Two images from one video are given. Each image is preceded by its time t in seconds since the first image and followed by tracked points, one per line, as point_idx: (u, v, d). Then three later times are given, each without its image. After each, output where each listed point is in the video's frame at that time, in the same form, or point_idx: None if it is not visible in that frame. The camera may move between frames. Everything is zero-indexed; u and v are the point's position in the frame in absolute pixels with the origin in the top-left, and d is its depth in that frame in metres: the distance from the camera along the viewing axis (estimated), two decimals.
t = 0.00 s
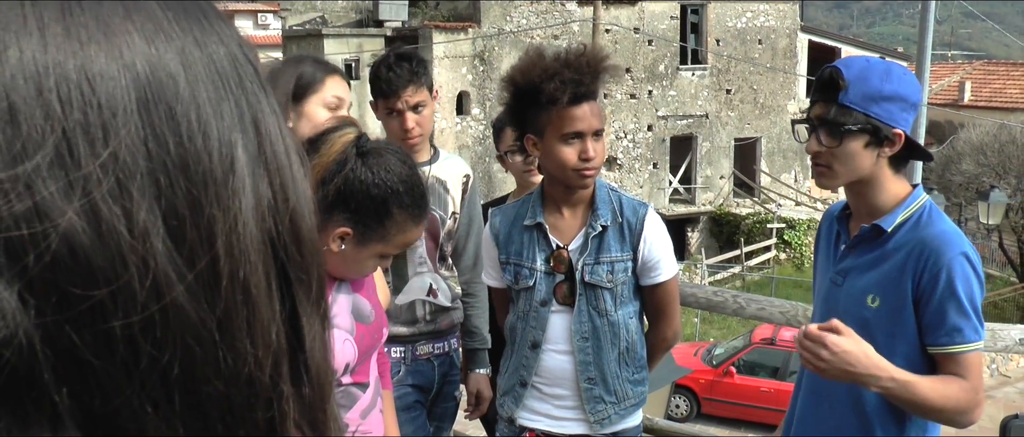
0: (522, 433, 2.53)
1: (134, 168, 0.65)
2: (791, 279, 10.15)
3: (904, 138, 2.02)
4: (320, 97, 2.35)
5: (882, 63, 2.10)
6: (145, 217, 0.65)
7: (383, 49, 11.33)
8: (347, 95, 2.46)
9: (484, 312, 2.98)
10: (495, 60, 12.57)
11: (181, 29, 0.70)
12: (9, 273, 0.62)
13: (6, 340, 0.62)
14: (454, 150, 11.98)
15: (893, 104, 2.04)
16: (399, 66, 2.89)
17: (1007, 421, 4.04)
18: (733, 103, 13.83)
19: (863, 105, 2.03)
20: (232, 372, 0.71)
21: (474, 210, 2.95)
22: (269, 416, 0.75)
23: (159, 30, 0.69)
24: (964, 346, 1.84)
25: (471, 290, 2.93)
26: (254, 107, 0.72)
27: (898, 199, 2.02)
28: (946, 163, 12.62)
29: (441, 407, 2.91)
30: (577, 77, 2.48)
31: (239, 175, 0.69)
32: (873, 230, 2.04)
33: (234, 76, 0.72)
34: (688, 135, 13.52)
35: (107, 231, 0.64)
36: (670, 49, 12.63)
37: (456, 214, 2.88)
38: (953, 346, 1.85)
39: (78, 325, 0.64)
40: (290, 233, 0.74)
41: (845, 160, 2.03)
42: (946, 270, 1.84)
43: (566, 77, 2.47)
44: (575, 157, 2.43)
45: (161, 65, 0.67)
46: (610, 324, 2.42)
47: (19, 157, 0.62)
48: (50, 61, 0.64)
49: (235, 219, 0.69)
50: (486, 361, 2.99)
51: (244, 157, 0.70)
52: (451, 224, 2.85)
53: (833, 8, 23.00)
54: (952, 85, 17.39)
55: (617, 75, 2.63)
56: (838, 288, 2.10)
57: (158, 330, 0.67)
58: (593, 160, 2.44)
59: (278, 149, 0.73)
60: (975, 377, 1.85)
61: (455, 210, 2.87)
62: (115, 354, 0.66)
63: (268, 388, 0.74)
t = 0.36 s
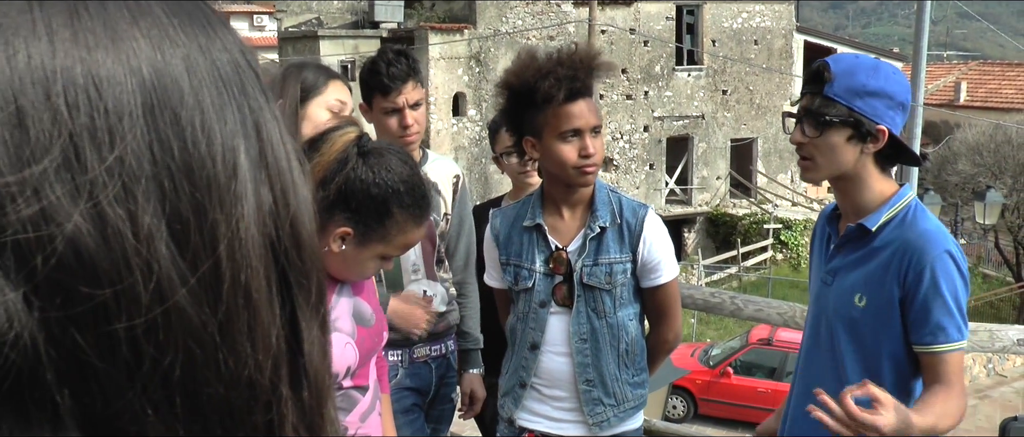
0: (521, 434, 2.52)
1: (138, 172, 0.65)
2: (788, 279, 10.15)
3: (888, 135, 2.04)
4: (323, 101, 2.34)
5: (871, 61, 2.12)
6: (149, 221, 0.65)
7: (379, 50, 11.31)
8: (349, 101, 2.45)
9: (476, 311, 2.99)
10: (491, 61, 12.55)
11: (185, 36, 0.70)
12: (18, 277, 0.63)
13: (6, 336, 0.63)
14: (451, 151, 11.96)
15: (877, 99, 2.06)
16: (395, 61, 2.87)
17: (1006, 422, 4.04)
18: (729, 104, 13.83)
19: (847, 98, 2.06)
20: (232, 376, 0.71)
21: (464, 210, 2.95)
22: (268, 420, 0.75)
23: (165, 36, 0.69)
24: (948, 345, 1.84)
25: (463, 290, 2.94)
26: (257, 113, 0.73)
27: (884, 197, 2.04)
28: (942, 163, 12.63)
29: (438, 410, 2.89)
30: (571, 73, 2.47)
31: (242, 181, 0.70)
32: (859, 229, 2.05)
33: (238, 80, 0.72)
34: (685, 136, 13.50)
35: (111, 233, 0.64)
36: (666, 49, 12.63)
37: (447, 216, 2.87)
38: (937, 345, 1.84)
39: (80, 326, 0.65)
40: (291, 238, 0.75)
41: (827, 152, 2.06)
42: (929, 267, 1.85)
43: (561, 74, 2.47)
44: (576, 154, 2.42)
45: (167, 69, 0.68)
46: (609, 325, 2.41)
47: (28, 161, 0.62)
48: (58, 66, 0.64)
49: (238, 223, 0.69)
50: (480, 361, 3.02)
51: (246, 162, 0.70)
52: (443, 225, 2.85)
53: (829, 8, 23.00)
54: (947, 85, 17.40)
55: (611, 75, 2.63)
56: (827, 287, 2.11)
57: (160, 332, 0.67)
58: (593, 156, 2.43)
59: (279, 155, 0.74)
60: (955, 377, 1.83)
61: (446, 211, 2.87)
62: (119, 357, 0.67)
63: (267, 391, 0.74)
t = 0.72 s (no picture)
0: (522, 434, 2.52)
1: (108, 166, 0.63)
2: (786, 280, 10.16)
3: (878, 135, 2.04)
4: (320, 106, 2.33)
5: (862, 62, 2.12)
6: (117, 217, 0.63)
7: (377, 50, 11.33)
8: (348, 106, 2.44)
9: (473, 311, 3.01)
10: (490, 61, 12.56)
11: (158, 30, 0.67)
12: None
13: None
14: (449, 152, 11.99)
15: (869, 100, 2.05)
16: (388, 64, 2.84)
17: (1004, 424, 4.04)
18: (728, 104, 13.82)
19: (840, 98, 2.05)
20: (205, 373, 0.69)
21: (457, 209, 2.95)
22: (243, 417, 0.73)
23: (136, 28, 0.66)
24: (935, 341, 1.85)
25: (458, 289, 2.95)
26: (233, 109, 0.70)
27: (869, 198, 2.04)
28: (941, 164, 12.64)
29: (435, 410, 2.88)
30: (571, 85, 2.46)
31: (215, 177, 0.67)
32: (844, 229, 2.05)
33: (214, 76, 0.70)
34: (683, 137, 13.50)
35: (79, 229, 0.62)
36: (664, 50, 12.64)
37: (441, 216, 2.87)
38: (925, 341, 1.85)
39: (45, 322, 0.63)
40: (268, 233, 0.72)
41: (818, 151, 2.06)
42: (915, 265, 1.85)
43: (560, 85, 2.46)
44: (577, 160, 2.42)
45: (138, 62, 0.65)
46: (612, 326, 2.40)
47: None
48: (23, 60, 0.62)
49: (211, 221, 0.67)
50: (475, 361, 3.03)
51: (221, 159, 0.68)
52: (437, 226, 2.85)
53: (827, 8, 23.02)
54: (946, 86, 17.39)
55: (610, 76, 2.62)
56: (815, 286, 2.10)
57: (129, 328, 0.65)
58: (594, 163, 2.42)
59: (257, 151, 0.71)
60: (939, 378, 1.85)
61: (440, 212, 2.86)
62: (87, 353, 0.65)
63: (243, 387, 0.72)
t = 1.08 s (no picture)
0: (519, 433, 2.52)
1: (98, 173, 0.63)
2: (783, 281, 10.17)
3: (855, 139, 2.06)
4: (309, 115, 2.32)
5: (833, 67, 2.14)
6: (108, 225, 0.63)
7: (376, 50, 11.32)
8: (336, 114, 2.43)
9: (470, 311, 2.99)
10: (488, 61, 12.55)
11: (150, 33, 0.67)
12: None
13: None
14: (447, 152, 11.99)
15: (843, 104, 2.07)
16: (385, 65, 2.85)
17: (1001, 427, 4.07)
18: (727, 105, 13.82)
19: (817, 104, 2.06)
20: (197, 383, 0.69)
21: (455, 209, 2.93)
22: (236, 426, 0.72)
23: (128, 32, 0.66)
24: (939, 328, 1.85)
25: (455, 289, 2.93)
26: (227, 113, 0.70)
27: (851, 197, 2.05)
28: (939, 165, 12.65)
29: (431, 409, 2.88)
30: (572, 75, 2.46)
31: (208, 183, 0.67)
32: (831, 229, 2.05)
33: (208, 80, 0.69)
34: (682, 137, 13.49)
35: (66, 235, 0.62)
36: (663, 50, 12.64)
37: (437, 217, 2.86)
38: (931, 331, 1.85)
39: (37, 329, 0.64)
40: (263, 240, 0.72)
41: (798, 155, 2.05)
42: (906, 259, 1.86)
43: (562, 75, 2.46)
44: (573, 155, 2.41)
45: (130, 67, 0.65)
46: (609, 324, 2.40)
47: None
48: (13, 65, 0.63)
49: (203, 231, 0.67)
50: (471, 360, 3.01)
51: (214, 164, 0.68)
52: (433, 227, 2.85)
53: (825, 10, 23.06)
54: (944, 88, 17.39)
55: (613, 75, 2.60)
56: (804, 288, 2.10)
57: (118, 337, 0.65)
58: (592, 157, 2.41)
59: (252, 158, 0.70)
60: (956, 360, 1.85)
61: (436, 212, 2.85)
62: (72, 364, 0.65)
63: (235, 399, 0.72)
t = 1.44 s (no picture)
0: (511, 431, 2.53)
1: (91, 176, 0.63)
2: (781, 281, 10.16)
3: (872, 130, 2.04)
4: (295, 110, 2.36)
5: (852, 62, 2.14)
6: (103, 227, 0.63)
7: (374, 49, 11.31)
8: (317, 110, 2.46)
9: (466, 312, 2.99)
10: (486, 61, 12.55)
11: (141, 33, 0.68)
12: None
13: None
14: (444, 152, 11.97)
15: (859, 95, 2.06)
16: (383, 66, 2.85)
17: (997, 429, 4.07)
18: (725, 106, 13.82)
19: (833, 94, 2.06)
20: (194, 382, 0.69)
21: (452, 210, 2.92)
22: (234, 427, 0.73)
23: (119, 31, 0.67)
24: (935, 347, 1.87)
25: (451, 290, 2.94)
26: (220, 112, 0.71)
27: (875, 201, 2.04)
28: (936, 167, 12.66)
29: (427, 409, 2.89)
30: (563, 70, 2.47)
31: (202, 181, 0.68)
32: (849, 227, 2.04)
33: (201, 79, 0.70)
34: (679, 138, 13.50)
35: (61, 240, 0.62)
36: (661, 51, 12.64)
37: (433, 218, 2.86)
38: (928, 347, 1.87)
39: (35, 336, 0.63)
40: (258, 238, 0.73)
41: (811, 145, 2.05)
42: (925, 272, 1.86)
43: (553, 71, 2.48)
44: (563, 150, 2.41)
45: (122, 69, 0.66)
46: (598, 325, 2.40)
47: None
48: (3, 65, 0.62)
49: (199, 228, 0.68)
50: (467, 361, 3.01)
51: (208, 162, 0.69)
52: (428, 229, 2.84)
53: (823, 11, 23.07)
54: (941, 89, 17.39)
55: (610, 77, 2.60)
56: (813, 281, 2.11)
57: (116, 341, 0.65)
58: (582, 155, 2.41)
59: (245, 155, 0.71)
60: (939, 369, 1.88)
61: (432, 214, 2.85)
62: (70, 368, 0.65)
63: (233, 398, 0.72)
